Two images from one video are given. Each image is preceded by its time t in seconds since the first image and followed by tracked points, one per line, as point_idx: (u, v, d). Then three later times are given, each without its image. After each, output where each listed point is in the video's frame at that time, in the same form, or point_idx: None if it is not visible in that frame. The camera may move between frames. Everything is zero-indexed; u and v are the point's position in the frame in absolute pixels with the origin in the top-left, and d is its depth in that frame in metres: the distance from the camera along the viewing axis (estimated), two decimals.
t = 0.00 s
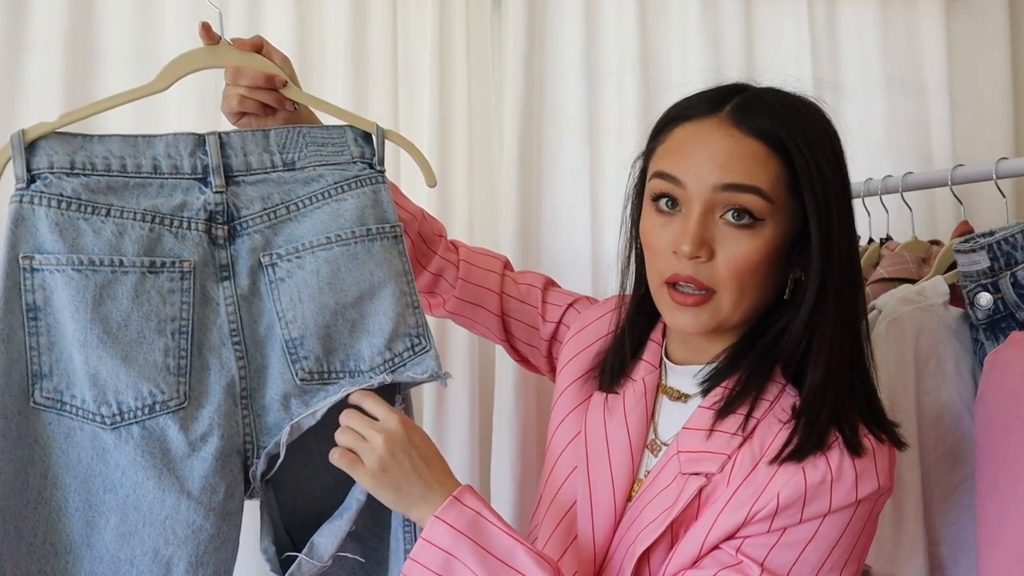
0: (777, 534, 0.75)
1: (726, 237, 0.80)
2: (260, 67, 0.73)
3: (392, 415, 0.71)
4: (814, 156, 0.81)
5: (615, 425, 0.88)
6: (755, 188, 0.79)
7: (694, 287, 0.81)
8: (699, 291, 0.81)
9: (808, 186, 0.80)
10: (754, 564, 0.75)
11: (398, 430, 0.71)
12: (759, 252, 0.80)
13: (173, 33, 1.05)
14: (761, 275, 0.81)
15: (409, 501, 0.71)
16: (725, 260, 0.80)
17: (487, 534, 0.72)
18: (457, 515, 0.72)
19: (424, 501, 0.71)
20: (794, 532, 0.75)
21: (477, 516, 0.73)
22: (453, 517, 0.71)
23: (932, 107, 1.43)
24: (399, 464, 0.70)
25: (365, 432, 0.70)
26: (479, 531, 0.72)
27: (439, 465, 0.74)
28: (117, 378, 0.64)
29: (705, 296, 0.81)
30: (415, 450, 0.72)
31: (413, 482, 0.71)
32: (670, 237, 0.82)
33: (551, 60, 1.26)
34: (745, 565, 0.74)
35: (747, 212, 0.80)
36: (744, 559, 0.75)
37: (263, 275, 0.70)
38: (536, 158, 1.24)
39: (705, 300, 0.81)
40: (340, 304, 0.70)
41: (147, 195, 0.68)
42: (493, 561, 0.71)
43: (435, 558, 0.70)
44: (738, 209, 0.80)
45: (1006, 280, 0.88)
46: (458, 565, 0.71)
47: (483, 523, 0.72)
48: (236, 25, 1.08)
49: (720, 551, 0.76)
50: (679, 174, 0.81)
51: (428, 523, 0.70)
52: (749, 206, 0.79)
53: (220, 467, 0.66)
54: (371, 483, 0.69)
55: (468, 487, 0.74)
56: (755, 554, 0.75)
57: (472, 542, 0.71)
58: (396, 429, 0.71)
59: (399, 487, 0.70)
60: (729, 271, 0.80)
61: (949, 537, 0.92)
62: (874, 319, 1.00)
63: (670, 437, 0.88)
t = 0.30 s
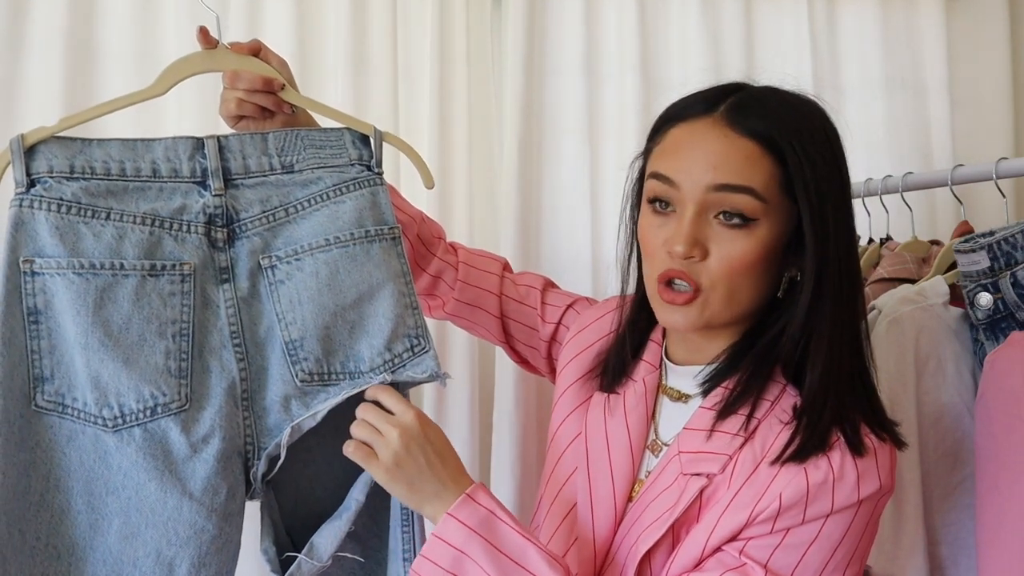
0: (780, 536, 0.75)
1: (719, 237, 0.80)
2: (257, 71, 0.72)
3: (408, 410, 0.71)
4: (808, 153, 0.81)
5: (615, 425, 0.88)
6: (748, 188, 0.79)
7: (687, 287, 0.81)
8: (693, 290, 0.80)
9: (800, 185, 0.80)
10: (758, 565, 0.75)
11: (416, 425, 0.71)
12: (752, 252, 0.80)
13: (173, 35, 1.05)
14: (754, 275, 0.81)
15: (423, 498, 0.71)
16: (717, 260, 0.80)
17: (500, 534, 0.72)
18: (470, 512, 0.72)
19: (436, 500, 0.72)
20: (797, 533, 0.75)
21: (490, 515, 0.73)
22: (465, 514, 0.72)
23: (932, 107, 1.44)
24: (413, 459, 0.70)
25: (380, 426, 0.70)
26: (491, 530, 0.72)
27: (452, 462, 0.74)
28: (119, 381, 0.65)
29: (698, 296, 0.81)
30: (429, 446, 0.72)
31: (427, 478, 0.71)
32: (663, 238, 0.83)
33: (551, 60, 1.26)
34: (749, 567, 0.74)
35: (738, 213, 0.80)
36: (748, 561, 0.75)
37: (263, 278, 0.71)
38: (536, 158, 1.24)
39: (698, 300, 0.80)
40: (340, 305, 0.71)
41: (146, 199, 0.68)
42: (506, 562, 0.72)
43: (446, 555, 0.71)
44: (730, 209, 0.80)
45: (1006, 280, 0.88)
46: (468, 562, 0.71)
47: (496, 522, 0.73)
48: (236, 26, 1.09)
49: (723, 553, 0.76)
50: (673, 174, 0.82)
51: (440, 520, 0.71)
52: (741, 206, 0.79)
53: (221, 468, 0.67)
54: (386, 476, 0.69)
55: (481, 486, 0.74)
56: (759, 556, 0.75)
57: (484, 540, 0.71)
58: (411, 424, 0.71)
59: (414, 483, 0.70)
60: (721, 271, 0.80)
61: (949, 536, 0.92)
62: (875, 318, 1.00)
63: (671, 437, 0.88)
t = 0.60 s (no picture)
0: (783, 540, 0.76)
1: (686, 241, 0.79)
2: (227, 72, 0.72)
3: (419, 409, 0.72)
4: (774, 152, 0.79)
5: (616, 427, 0.88)
6: (709, 190, 0.77)
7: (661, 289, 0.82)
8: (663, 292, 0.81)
9: (766, 185, 0.78)
10: (760, 570, 0.75)
11: (428, 425, 0.72)
12: (718, 256, 0.78)
13: (173, 36, 1.05)
14: (727, 277, 0.79)
15: (433, 496, 0.71)
16: (683, 264, 0.79)
17: (508, 534, 0.73)
18: (479, 513, 0.73)
19: (446, 499, 0.72)
20: (800, 537, 0.76)
21: (499, 516, 0.73)
22: (475, 514, 0.72)
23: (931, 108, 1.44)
24: (425, 457, 0.71)
25: (392, 425, 0.71)
26: (500, 531, 0.73)
27: (461, 464, 0.75)
28: (117, 383, 0.65)
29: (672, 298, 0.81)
30: (440, 446, 0.73)
31: (438, 477, 0.72)
32: (637, 242, 0.83)
33: (551, 61, 1.27)
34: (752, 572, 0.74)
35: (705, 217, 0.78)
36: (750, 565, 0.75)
37: (261, 282, 0.71)
38: (536, 158, 1.25)
39: (667, 303, 0.81)
40: (337, 309, 0.71)
41: (146, 202, 0.68)
42: (510, 559, 0.72)
43: (455, 554, 0.72)
44: (694, 214, 0.78)
45: (1006, 280, 0.88)
46: (476, 562, 0.72)
47: (505, 523, 0.73)
48: (236, 26, 1.09)
49: (725, 558, 0.76)
50: (644, 178, 0.82)
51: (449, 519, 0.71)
52: (704, 210, 0.78)
53: (216, 471, 0.67)
54: (398, 473, 0.70)
55: (491, 487, 0.75)
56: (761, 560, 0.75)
57: (492, 541, 0.72)
58: (423, 423, 0.72)
59: (425, 481, 0.71)
60: (686, 275, 0.79)
61: (949, 536, 0.92)
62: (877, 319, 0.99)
63: (673, 440, 0.88)
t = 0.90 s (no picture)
0: (780, 540, 0.76)
1: (682, 244, 0.79)
2: (227, 78, 0.72)
3: (385, 426, 0.71)
4: (767, 153, 0.79)
5: (616, 428, 0.89)
6: (701, 193, 0.78)
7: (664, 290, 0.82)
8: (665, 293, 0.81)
9: (759, 185, 0.78)
10: (757, 568, 0.75)
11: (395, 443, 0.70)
12: (714, 259, 0.78)
13: (173, 37, 1.06)
14: (725, 279, 0.80)
15: (407, 513, 0.71)
16: (680, 266, 0.79)
17: (486, 544, 0.72)
18: (454, 524, 0.72)
19: (421, 513, 0.71)
20: (796, 537, 0.76)
21: (474, 526, 0.72)
22: (449, 527, 0.71)
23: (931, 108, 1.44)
24: (395, 474, 0.69)
25: (361, 445, 0.70)
26: (477, 541, 0.72)
27: (435, 476, 0.73)
28: (117, 388, 0.65)
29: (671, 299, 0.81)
30: (411, 461, 0.71)
31: (410, 494, 0.70)
32: (635, 245, 0.83)
33: (551, 61, 1.27)
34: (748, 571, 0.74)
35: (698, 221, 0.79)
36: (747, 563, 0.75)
37: (261, 287, 0.71)
38: (536, 159, 1.25)
39: (671, 303, 0.81)
40: (337, 314, 0.71)
41: (147, 208, 0.68)
42: (485, 566, 0.71)
43: (431, 568, 0.70)
44: (688, 218, 0.79)
45: (1006, 280, 0.89)
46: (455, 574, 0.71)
47: (482, 533, 0.72)
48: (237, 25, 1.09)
49: (722, 556, 0.76)
50: (640, 182, 0.82)
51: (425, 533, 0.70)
52: (698, 214, 0.78)
53: (216, 476, 0.67)
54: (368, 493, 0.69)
55: (465, 498, 0.74)
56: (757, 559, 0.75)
57: (470, 551, 0.71)
58: (390, 440, 0.70)
59: (396, 499, 0.70)
60: (683, 278, 0.79)
61: (949, 537, 0.92)
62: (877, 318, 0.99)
63: (674, 440, 0.89)
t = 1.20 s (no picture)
0: (780, 540, 0.76)
1: (677, 246, 0.80)
2: (226, 84, 0.72)
3: (389, 427, 0.70)
4: (762, 154, 0.79)
5: (617, 429, 0.89)
6: (697, 194, 0.78)
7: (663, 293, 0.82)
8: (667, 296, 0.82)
9: (753, 186, 0.78)
10: (757, 569, 0.75)
11: (398, 444, 0.70)
12: (711, 261, 0.79)
13: (173, 38, 1.06)
14: (721, 281, 0.80)
15: (410, 515, 0.70)
16: (677, 268, 0.79)
17: (487, 546, 0.72)
18: (457, 526, 0.71)
19: (423, 515, 0.71)
20: (797, 538, 0.76)
21: (477, 528, 0.72)
22: (453, 529, 0.71)
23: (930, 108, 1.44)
24: (399, 475, 0.69)
25: (363, 446, 0.69)
26: (479, 543, 0.72)
27: (436, 476, 0.73)
28: (121, 393, 0.65)
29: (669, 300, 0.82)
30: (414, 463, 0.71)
31: (413, 495, 0.70)
32: (631, 247, 0.84)
33: (551, 61, 1.27)
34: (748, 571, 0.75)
35: (694, 223, 0.79)
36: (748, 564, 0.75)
37: (262, 291, 0.71)
38: (536, 159, 1.25)
39: (673, 306, 0.81)
40: (338, 318, 0.71)
41: (149, 214, 0.69)
42: (490, 568, 0.71)
43: (435, 571, 0.70)
44: (685, 220, 0.79)
45: (1006, 280, 0.89)
46: None
47: (484, 535, 0.72)
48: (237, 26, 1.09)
49: (723, 557, 0.76)
50: (636, 184, 0.83)
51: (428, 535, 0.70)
52: (694, 216, 0.78)
53: (219, 479, 0.67)
54: (373, 495, 0.68)
55: (466, 499, 0.74)
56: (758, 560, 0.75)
57: (472, 553, 0.71)
58: (393, 441, 0.70)
59: (400, 501, 0.69)
60: (679, 279, 0.79)
61: (949, 536, 0.93)
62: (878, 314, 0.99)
63: (674, 440, 0.89)
